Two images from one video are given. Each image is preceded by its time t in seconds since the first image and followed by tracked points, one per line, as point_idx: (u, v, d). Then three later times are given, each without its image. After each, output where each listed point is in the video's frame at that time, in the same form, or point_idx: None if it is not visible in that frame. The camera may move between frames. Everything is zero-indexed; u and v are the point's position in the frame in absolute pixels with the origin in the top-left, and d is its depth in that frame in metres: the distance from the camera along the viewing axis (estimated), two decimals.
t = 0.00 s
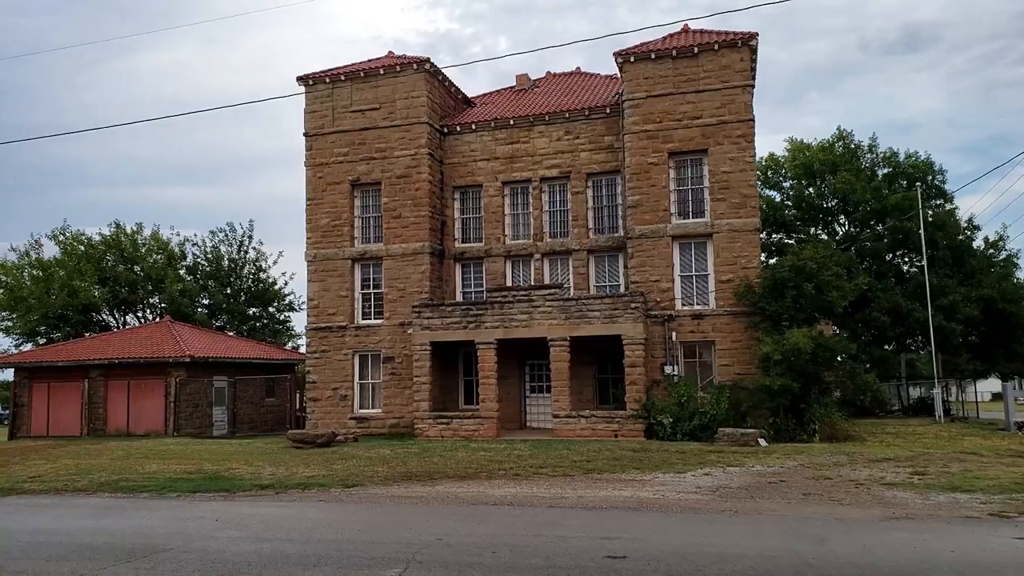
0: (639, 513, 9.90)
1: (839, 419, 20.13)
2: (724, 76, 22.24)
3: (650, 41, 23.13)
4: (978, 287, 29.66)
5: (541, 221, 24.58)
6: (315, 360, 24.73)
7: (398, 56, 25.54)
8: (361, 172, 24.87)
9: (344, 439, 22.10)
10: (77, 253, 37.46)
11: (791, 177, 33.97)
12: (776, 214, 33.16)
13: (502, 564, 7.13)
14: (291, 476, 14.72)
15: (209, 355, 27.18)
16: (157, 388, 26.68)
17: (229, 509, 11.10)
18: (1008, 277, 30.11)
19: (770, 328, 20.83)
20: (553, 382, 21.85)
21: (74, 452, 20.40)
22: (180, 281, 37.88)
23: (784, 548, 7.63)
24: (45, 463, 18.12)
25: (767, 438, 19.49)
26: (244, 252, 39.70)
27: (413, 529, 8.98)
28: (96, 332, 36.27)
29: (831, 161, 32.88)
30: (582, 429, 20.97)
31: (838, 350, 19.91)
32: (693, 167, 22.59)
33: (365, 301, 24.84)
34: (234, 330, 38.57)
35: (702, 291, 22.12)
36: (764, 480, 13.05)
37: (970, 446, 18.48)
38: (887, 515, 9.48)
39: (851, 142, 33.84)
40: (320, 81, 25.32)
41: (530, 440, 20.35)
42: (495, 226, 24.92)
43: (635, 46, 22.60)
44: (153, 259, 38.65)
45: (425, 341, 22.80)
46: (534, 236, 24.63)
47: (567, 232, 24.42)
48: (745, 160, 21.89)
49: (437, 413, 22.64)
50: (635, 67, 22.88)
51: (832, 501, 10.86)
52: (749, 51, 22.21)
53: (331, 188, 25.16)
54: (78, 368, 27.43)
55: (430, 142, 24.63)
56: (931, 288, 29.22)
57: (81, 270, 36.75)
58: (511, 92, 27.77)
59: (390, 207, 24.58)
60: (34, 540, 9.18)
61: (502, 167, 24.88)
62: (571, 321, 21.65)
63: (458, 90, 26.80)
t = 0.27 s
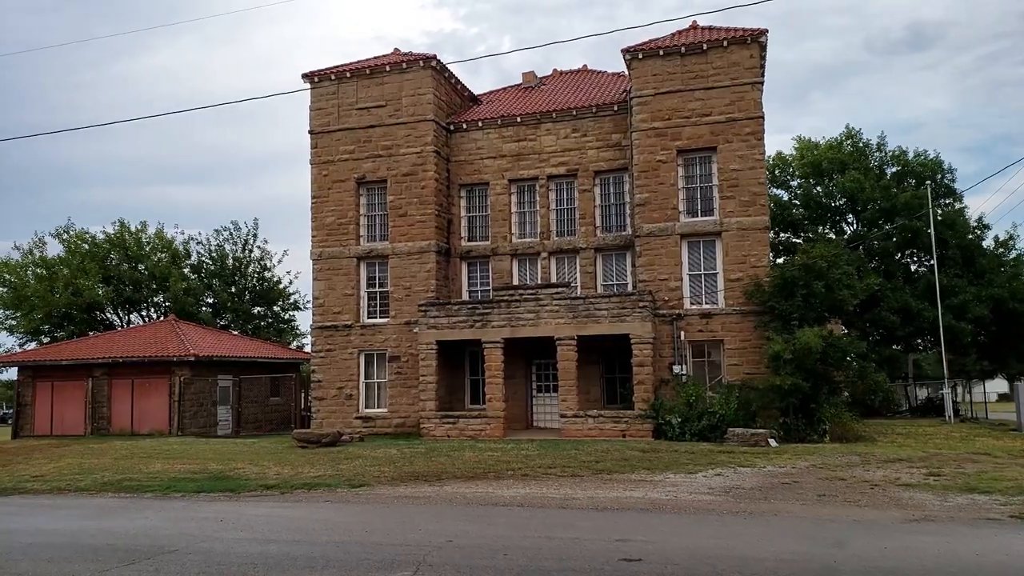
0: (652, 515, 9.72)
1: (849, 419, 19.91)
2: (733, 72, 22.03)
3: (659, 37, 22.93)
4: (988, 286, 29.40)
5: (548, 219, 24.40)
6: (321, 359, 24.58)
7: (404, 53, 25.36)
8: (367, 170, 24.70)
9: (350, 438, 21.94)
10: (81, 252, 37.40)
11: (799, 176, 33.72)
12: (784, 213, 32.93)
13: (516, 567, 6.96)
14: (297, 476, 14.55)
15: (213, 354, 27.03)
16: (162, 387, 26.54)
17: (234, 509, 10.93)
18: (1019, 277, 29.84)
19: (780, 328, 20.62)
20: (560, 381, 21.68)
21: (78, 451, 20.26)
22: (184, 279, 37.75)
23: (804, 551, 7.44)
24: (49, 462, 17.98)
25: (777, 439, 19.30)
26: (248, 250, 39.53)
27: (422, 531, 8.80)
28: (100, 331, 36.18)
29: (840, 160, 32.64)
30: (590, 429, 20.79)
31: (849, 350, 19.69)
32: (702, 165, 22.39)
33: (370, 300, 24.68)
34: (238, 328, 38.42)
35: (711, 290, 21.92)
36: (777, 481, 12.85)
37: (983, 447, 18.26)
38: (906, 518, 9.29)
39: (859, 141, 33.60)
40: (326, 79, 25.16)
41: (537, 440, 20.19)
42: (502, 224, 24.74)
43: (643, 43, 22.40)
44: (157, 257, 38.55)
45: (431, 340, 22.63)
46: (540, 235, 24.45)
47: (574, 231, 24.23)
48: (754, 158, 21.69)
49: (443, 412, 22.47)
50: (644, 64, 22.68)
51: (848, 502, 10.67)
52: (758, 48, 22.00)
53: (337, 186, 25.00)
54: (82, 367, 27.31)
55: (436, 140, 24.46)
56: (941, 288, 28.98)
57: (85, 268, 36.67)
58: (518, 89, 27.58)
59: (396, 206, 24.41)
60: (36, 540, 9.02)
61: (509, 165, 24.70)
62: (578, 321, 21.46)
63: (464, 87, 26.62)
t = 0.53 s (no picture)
0: (667, 519, 9.51)
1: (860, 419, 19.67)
2: (742, 69, 21.82)
3: (666, 34, 22.72)
4: (999, 285, 29.16)
5: (555, 218, 24.19)
6: (326, 359, 24.41)
7: (410, 51, 25.17)
8: (372, 169, 24.52)
9: (356, 439, 21.75)
10: (86, 252, 37.32)
11: (806, 174, 33.49)
12: (791, 211, 32.70)
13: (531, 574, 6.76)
14: (303, 478, 14.36)
15: (218, 354, 26.86)
16: (166, 387, 26.39)
17: (241, 512, 10.74)
18: None
19: (791, 327, 20.38)
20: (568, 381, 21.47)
21: (82, 452, 20.10)
22: (188, 279, 37.61)
23: (827, 557, 7.23)
24: (53, 463, 17.82)
25: (788, 439, 19.09)
26: (253, 250, 39.39)
27: (432, 535, 8.61)
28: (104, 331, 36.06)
29: (848, 158, 32.40)
30: (598, 429, 20.60)
31: (861, 349, 19.46)
32: (710, 163, 22.18)
33: (376, 300, 24.50)
34: (243, 328, 38.27)
35: (720, 289, 21.70)
36: (792, 483, 12.64)
37: (998, 447, 18.02)
38: (928, 521, 9.07)
39: (867, 139, 33.36)
40: (331, 77, 24.98)
41: (544, 441, 19.99)
42: (508, 223, 24.53)
43: (651, 40, 22.19)
44: (161, 257, 38.45)
45: (437, 340, 22.44)
46: (547, 234, 24.25)
47: (581, 229, 24.02)
48: (764, 155, 21.48)
49: (449, 413, 22.28)
50: (651, 61, 22.47)
51: (867, 504, 10.46)
52: (768, 44, 21.78)
53: (342, 185, 24.81)
54: (87, 367, 27.17)
55: (442, 138, 24.27)
56: (952, 287, 28.73)
57: (89, 268, 36.56)
58: (524, 87, 27.38)
59: (401, 204, 24.22)
60: (39, 545, 8.83)
61: (515, 164, 24.50)
62: (586, 320, 21.25)
63: (470, 85, 26.43)
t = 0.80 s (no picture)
0: (681, 522, 9.30)
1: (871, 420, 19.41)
2: (751, 66, 21.60)
3: (674, 31, 22.49)
4: (1009, 284, 28.90)
5: (561, 216, 23.97)
6: (331, 359, 24.22)
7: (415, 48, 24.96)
8: (377, 167, 24.32)
9: (360, 439, 21.55)
10: (89, 251, 37.19)
11: (814, 173, 33.25)
12: (799, 210, 32.45)
13: None
14: (308, 479, 14.16)
15: (221, 354, 26.68)
16: (170, 387, 26.23)
17: (245, 514, 10.54)
18: None
19: (801, 327, 20.14)
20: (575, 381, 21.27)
21: (85, 452, 19.93)
22: (192, 278, 37.46)
23: (849, 562, 7.01)
24: (55, 463, 17.64)
25: (798, 440, 18.86)
26: (256, 249, 39.22)
27: (441, 538, 8.41)
28: (108, 330, 35.92)
29: (856, 156, 32.15)
30: (605, 430, 20.39)
31: (872, 349, 19.21)
32: (719, 161, 21.95)
33: (381, 299, 24.31)
34: (246, 328, 38.11)
35: (729, 288, 21.48)
36: (806, 484, 12.41)
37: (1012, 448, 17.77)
38: (950, 525, 8.83)
39: (875, 137, 33.10)
40: (335, 74, 24.79)
41: (551, 441, 19.79)
42: (514, 221, 24.31)
43: (658, 36, 21.97)
44: (165, 256, 38.32)
45: (442, 339, 22.23)
46: (553, 232, 24.02)
47: (587, 228, 23.80)
48: (773, 153, 21.25)
49: (454, 412, 22.08)
50: (659, 57, 22.25)
51: (884, 507, 10.23)
52: (777, 41, 21.55)
53: (347, 183, 24.62)
54: (90, 367, 27.03)
55: (447, 136, 24.07)
56: (961, 286, 28.46)
57: (92, 268, 36.43)
58: (530, 85, 27.15)
59: (406, 203, 24.02)
60: (39, 548, 8.64)
61: (521, 161, 24.28)
62: (593, 319, 21.03)
63: (476, 83, 26.22)
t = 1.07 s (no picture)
0: (695, 523, 9.06)
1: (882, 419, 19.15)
2: (758, 61, 21.35)
3: (680, 26, 22.26)
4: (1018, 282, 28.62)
5: (566, 213, 23.72)
6: (333, 358, 24.00)
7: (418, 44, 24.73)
8: (380, 164, 24.09)
9: (364, 439, 21.32)
10: (90, 250, 37.02)
11: (820, 170, 33.00)
12: (805, 208, 32.21)
13: None
14: (312, 479, 13.94)
15: (224, 353, 26.48)
16: (172, 386, 26.03)
17: (248, 515, 10.32)
18: None
19: (810, 325, 19.89)
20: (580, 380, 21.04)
21: (86, 452, 19.72)
22: (194, 277, 37.27)
23: (871, 565, 6.77)
24: (56, 463, 17.44)
25: (808, 440, 18.61)
26: (258, 248, 39.01)
27: (450, 540, 8.17)
28: (109, 330, 35.74)
29: (863, 153, 31.90)
30: (611, 429, 20.17)
31: (882, 347, 18.95)
32: (726, 157, 21.70)
33: (384, 297, 24.09)
34: (249, 327, 37.90)
35: (736, 286, 21.24)
36: (819, 484, 12.17)
37: None
38: (972, 525, 8.59)
39: (882, 134, 32.84)
40: (338, 71, 24.57)
41: (557, 441, 19.56)
42: (518, 219, 24.08)
43: (664, 31, 21.74)
44: (167, 255, 38.14)
45: (447, 338, 22.01)
46: (558, 230, 23.78)
47: (593, 225, 23.57)
48: (780, 149, 21.02)
49: (459, 412, 21.85)
50: (665, 52, 22.02)
51: (902, 507, 9.98)
52: (784, 35, 21.29)
53: (350, 180, 24.39)
54: (92, 366, 26.83)
55: (451, 133, 23.84)
56: (970, 283, 28.20)
57: (94, 267, 36.25)
58: (534, 81, 26.92)
59: (410, 200, 23.79)
60: (37, 550, 8.41)
61: (525, 158, 24.05)
62: (599, 317, 20.79)
63: (480, 79, 25.99)
